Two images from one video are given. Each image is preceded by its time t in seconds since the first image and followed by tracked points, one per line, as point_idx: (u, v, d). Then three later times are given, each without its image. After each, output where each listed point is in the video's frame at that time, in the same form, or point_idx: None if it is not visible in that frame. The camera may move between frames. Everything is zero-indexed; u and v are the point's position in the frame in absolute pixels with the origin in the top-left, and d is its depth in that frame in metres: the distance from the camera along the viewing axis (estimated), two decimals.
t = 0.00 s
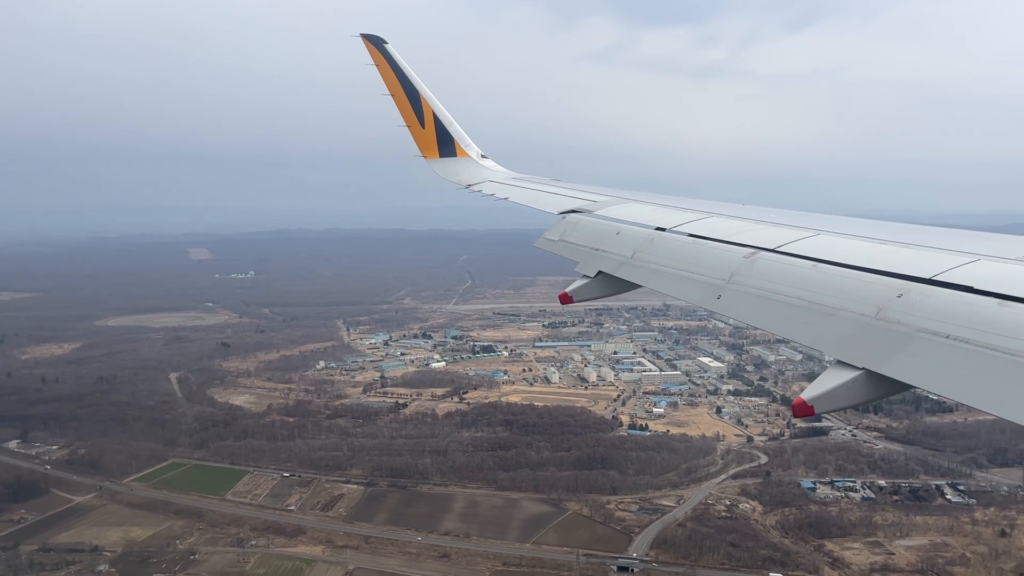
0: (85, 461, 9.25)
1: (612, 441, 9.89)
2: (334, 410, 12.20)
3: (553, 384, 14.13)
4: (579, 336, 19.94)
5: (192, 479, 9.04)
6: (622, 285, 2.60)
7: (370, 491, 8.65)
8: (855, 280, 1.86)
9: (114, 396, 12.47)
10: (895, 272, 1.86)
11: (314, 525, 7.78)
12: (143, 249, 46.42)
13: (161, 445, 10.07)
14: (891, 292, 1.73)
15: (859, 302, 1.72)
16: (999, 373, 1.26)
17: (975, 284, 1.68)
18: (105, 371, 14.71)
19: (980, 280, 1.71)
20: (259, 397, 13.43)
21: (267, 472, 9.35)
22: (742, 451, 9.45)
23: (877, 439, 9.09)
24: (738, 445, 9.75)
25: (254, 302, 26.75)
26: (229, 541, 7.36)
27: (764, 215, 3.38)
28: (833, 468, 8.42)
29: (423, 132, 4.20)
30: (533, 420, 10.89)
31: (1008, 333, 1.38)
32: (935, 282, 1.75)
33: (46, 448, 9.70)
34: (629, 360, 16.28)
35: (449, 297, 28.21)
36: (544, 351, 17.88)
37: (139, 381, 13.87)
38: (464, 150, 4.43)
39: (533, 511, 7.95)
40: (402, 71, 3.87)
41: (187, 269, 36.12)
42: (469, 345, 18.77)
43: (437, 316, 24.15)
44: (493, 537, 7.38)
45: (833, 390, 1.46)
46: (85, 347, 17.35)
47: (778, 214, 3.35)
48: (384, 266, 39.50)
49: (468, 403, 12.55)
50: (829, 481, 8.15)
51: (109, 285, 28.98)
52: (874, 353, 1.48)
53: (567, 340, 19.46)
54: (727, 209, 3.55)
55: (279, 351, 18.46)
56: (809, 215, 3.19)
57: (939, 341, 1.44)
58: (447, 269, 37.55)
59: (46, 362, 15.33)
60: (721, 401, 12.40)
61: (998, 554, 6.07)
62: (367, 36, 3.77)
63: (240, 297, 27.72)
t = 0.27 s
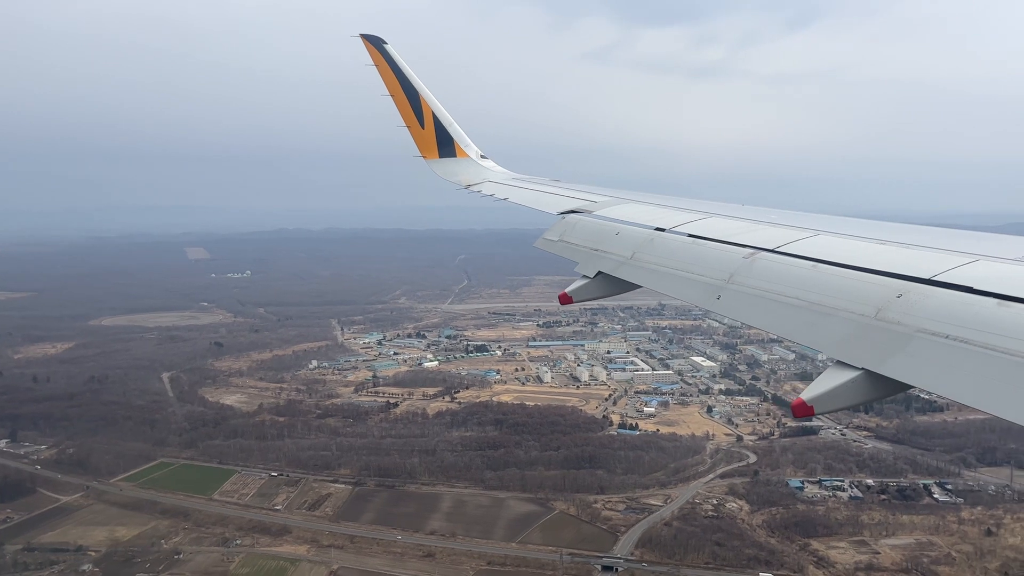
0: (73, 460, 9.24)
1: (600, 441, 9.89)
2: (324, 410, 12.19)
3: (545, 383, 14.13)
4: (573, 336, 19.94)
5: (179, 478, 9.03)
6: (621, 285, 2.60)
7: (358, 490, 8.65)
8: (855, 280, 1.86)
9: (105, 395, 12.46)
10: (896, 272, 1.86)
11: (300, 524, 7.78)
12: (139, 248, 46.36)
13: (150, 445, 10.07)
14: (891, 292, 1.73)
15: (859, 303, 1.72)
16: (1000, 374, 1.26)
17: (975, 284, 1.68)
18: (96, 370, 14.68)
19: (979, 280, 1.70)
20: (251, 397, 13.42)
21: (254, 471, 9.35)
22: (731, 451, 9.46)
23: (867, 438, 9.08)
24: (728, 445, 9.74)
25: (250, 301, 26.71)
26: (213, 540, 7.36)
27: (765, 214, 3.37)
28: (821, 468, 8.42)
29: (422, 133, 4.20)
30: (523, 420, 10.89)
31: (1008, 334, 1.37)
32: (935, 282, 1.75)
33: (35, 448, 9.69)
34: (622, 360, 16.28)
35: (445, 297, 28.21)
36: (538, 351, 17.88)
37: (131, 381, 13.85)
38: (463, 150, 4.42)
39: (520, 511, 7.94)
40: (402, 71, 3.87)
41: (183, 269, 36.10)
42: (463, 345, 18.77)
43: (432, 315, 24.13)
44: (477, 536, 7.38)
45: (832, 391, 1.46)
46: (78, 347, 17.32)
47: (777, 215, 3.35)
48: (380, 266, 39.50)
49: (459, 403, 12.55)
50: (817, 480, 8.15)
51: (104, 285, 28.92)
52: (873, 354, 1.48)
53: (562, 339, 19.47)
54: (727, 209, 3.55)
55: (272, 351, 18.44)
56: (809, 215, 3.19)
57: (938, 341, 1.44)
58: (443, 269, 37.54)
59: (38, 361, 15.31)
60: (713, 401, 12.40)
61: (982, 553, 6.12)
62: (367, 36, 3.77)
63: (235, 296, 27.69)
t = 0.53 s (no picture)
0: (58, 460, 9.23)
1: (587, 440, 9.90)
2: (312, 410, 12.19)
3: (535, 383, 14.13)
4: (566, 335, 19.95)
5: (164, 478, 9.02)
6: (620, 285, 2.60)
7: (342, 490, 8.65)
8: (854, 281, 1.86)
9: (93, 395, 12.44)
10: (894, 273, 1.86)
11: (282, 524, 7.78)
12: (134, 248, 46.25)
13: (136, 445, 10.06)
14: (889, 292, 1.73)
15: (857, 303, 1.72)
16: (998, 375, 1.26)
17: (974, 284, 1.68)
18: (85, 370, 14.66)
19: (977, 281, 1.71)
20: (240, 397, 13.40)
21: (238, 471, 9.34)
22: (717, 451, 9.49)
23: (854, 438, 9.08)
24: (715, 445, 9.76)
25: (243, 301, 26.66)
26: (195, 541, 7.36)
27: (762, 215, 3.38)
28: (807, 468, 8.44)
29: (421, 133, 4.19)
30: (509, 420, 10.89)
31: (1006, 334, 1.37)
32: (932, 282, 1.75)
33: (20, 448, 9.66)
34: (612, 360, 16.29)
35: (439, 297, 28.20)
36: (529, 350, 17.88)
37: (120, 381, 13.82)
38: (462, 151, 4.42)
39: (503, 510, 7.95)
40: (400, 72, 3.87)
41: (178, 269, 36.04)
42: (455, 345, 18.77)
43: (425, 315, 24.12)
44: (460, 536, 7.38)
45: (831, 391, 1.47)
46: (68, 347, 17.29)
47: (774, 215, 3.35)
48: (375, 265, 39.49)
49: (448, 402, 12.55)
50: (803, 480, 8.17)
51: (98, 285, 28.83)
52: (872, 355, 1.48)
53: (553, 339, 19.47)
54: (724, 209, 3.56)
55: (263, 350, 18.41)
56: (807, 216, 3.20)
57: (936, 342, 1.44)
58: (438, 268, 37.53)
59: (28, 361, 15.28)
60: (701, 401, 12.41)
61: (964, 553, 6.17)
62: (366, 36, 3.77)
63: (228, 296, 27.66)
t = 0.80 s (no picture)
0: (41, 460, 9.20)
1: (572, 440, 9.90)
2: (298, 410, 12.16)
3: (524, 383, 14.13)
4: (557, 335, 19.96)
5: (147, 479, 9.01)
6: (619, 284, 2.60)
7: (325, 490, 8.64)
8: (852, 279, 1.86)
9: (80, 395, 12.40)
10: (892, 272, 1.87)
11: (263, 524, 7.77)
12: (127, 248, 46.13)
13: (120, 446, 10.03)
14: (887, 290, 1.73)
15: (855, 302, 1.72)
16: (996, 372, 1.27)
17: (971, 283, 1.68)
18: (73, 370, 14.62)
19: (975, 280, 1.71)
20: (227, 397, 13.36)
21: (221, 471, 9.33)
22: (703, 451, 9.52)
23: (840, 438, 9.13)
24: (701, 445, 9.78)
25: (235, 301, 26.61)
26: (174, 541, 7.34)
27: (760, 213, 3.39)
28: (791, 467, 8.47)
29: (420, 132, 4.19)
30: (495, 420, 10.88)
31: (1003, 333, 1.38)
32: (930, 281, 1.76)
33: (3, 449, 9.65)
34: (602, 359, 16.30)
35: (432, 296, 28.18)
36: (519, 350, 17.87)
37: (107, 381, 13.79)
38: (461, 149, 4.41)
39: (486, 510, 7.94)
40: (399, 70, 3.87)
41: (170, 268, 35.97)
42: (445, 345, 18.75)
43: (418, 315, 24.09)
44: (441, 536, 7.38)
45: (829, 390, 1.47)
46: (57, 346, 17.24)
47: (773, 214, 3.35)
48: (369, 265, 39.47)
49: (435, 402, 12.54)
50: (786, 480, 8.19)
51: (89, 285, 28.76)
52: (869, 354, 1.49)
53: (544, 339, 19.45)
54: (722, 208, 3.56)
55: (253, 350, 18.38)
56: (805, 215, 3.20)
57: (934, 341, 1.44)
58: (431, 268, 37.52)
59: (16, 361, 15.24)
60: (689, 400, 12.41)
61: (945, 552, 6.21)
62: (364, 35, 3.77)
63: (220, 296, 27.61)
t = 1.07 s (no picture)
0: (26, 461, 9.19)
1: (559, 440, 9.91)
2: (287, 410, 12.13)
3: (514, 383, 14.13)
4: (550, 335, 19.97)
5: (133, 479, 8.99)
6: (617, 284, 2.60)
7: (310, 491, 8.62)
8: (850, 279, 1.86)
9: (69, 395, 12.37)
10: (890, 272, 1.87)
11: (247, 525, 7.76)
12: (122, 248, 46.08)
13: (107, 446, 10.01)
14: (884, 290, 1.73)
15: (852, 302, 1.73)
16: (994, 372, 1.27)
17: (969, 283, 1.69)
18: (63, 369, 14.60)
19: (972, 279, 1.71)
20: (216, 397, 13.34)
21: (207, 471, 9.32)
22: (690, 450, 9.55)
23: (828, 438, 9.19)
24: (688, 445, 9.80)
25: (228, 301, 26.59)
26: (157, 541, 7.33)
27: (757, 214, 3.40)
28: (778, 467, 8.50)
29: (418, 132, 4.19)
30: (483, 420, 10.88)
31: (1000, 333, 1.38)
32: (927, 280, 1.76)
33: None
34: (593, 359, 16.31)
35: (426, 297, 28.20)
36: (511, 350, 17.87)
37: (98, 381, 13.77)
38: (459, 149, 4.42)
39: (471, 510, 7.94)
40: (396, 70, 3.86)
41: (165, 268, 35.93)
42: (437, 345, 18.75)
43: (411, 315, 24.09)
44: (425, 537, 7.37)
45: (826, 390, 1.47)
46: (49, 346, 17.21)
47: (770, 214, 3.36)
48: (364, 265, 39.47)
49: (425, 403, 12.55)
50: (773, 480, 8.21)
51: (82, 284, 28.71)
52: (867, 354, 1.49)
53: (536, 339, 19.45)
54: (719, 208, 3.57)
55: (245, 351, 18.36)
56: (802, 215, 3.21)
57: (931, 340, 1.44)
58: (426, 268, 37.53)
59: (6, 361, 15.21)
60: (679, 400, 12.42)
61: (928, 551, 6.21)
62: (362, 35, 3.76)
63: (214, 296, 27.59)
